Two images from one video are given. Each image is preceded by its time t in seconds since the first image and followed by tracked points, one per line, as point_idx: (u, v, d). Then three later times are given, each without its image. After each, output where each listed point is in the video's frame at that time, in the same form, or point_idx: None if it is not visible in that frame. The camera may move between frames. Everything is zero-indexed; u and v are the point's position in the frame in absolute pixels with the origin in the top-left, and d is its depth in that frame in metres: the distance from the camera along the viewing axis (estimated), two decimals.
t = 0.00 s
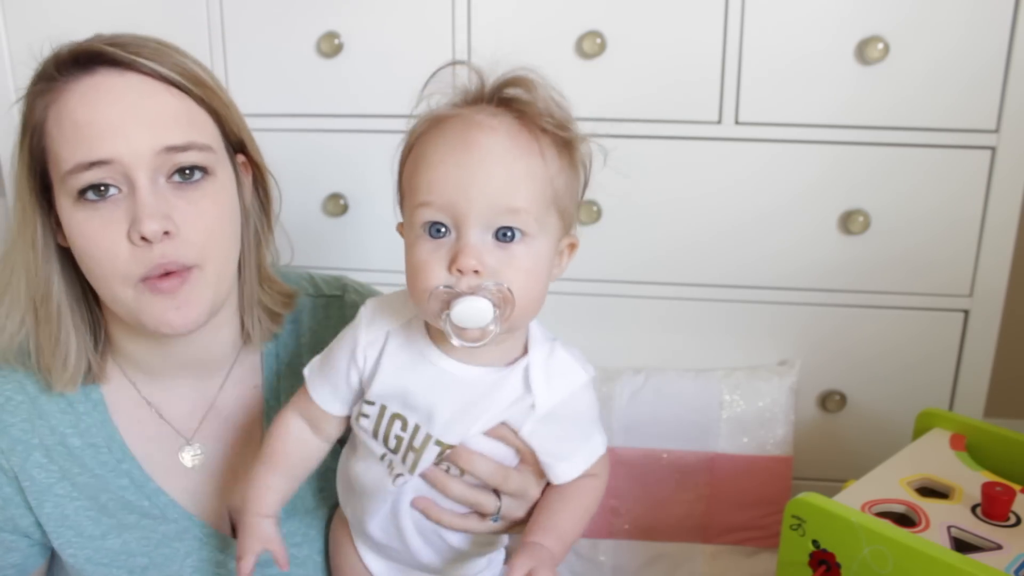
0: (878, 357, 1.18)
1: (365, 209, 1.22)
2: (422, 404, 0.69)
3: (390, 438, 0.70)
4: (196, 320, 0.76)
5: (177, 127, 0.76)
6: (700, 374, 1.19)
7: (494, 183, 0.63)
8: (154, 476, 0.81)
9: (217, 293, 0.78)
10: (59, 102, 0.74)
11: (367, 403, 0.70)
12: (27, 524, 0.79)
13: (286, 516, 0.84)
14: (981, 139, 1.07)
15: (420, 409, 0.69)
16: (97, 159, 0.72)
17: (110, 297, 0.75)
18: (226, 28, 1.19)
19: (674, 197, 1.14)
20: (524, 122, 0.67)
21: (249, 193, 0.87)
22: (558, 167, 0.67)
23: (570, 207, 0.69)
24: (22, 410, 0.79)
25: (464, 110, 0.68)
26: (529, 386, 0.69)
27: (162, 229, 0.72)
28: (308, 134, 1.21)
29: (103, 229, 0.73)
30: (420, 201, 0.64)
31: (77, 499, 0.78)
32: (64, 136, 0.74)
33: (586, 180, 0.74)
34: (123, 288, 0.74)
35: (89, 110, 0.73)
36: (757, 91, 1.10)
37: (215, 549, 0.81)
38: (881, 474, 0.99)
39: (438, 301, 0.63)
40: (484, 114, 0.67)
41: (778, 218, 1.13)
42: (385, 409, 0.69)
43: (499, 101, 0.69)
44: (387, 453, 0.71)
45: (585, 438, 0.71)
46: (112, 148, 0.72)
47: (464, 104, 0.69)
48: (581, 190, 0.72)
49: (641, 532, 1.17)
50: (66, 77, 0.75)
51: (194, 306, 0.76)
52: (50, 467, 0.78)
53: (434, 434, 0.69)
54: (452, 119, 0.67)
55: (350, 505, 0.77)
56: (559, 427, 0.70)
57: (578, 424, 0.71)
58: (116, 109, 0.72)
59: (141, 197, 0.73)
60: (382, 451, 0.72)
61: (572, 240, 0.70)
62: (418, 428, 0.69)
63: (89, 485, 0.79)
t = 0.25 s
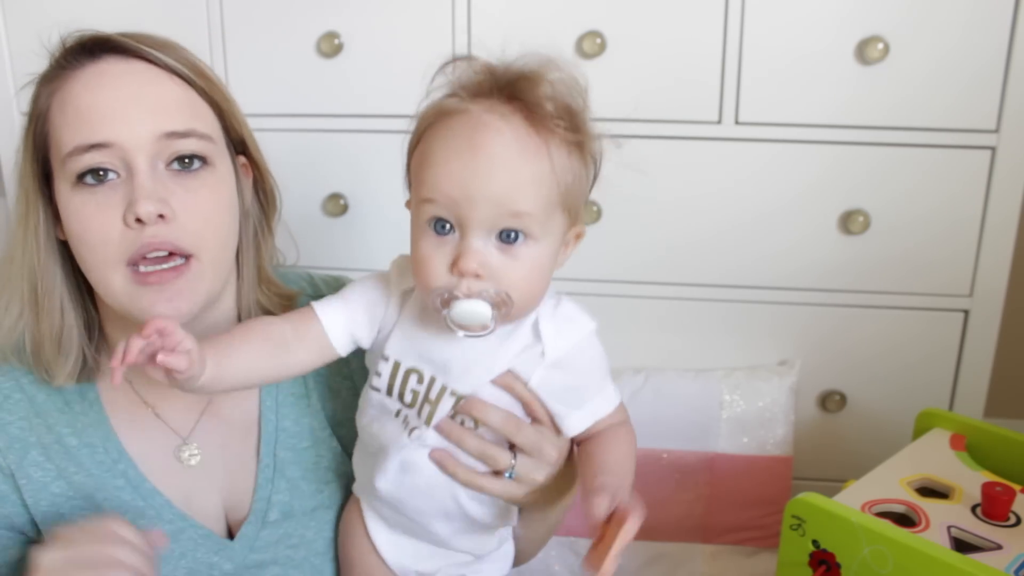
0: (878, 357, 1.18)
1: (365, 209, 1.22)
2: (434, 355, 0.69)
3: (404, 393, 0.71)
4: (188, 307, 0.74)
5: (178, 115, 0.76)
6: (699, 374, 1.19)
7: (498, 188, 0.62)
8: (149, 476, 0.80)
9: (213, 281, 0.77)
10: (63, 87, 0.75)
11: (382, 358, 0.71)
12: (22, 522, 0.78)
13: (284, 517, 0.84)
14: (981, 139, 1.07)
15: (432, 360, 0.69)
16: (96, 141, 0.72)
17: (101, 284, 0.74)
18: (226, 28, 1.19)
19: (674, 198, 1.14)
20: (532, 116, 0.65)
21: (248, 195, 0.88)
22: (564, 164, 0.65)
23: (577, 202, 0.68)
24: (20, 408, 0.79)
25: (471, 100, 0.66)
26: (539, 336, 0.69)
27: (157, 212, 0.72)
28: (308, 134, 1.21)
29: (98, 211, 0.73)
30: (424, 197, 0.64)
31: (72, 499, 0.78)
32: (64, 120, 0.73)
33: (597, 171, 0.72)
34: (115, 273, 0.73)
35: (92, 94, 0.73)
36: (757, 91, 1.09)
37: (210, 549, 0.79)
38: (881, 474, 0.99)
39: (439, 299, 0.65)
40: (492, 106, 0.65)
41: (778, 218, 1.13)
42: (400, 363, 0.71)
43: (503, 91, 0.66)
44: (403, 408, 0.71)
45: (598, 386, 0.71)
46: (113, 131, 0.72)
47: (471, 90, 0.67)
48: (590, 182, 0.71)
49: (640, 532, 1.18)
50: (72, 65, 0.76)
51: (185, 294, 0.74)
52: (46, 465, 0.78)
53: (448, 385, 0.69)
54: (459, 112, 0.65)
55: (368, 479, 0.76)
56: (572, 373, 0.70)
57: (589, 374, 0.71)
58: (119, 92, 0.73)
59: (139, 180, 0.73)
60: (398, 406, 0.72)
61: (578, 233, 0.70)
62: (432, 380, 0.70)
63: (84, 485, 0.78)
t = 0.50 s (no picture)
0: (878, 357, 1.18)
1: (365, 209, 1.22)
2: (440, 422, 0.68)
3: (409, 456, 0.70)
4: (206, 329, 0.76)
5: (199, 137, 0.74)
6: (699, 374, 1.19)
7: (499, 199, 0.63)
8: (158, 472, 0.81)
9: (228, 302, 0.77)
10: (82, 101, 0.73)
11: (386, 423, 0.70)
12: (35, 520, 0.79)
13: (292, 512, 0.84)
14: (981, 139, 1.08)
15: (437, 427, 0.68)
16: (116, 166, 0.72)
17: (121, 301, 0.75)
18: (226, 28, 1.19)
19: (674, 198, 1.14)
20: (527, 138, 0.66)
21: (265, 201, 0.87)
22: (563, 182, 0.66)
23: (574, 222, 0.68)
24: (31, 406, 0.79)
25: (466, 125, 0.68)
26: (547, 400, 0.69)
27: (177, 241, 0.72)
28: (308, 134, 1.21)
29: (119, 234, 0.73)
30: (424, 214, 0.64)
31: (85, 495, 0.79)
32: (85, 137, 0.73)
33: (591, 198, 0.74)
34: (135, 297, 0.73)
35: (113, 114, 0.71)
36: (757, 91, 1.10)
37: (220, 545, 0.80)
38: (881, 474, 0.99)
39: (442, 319, 0.63)
40: (487, 129, 0.66)
41: (778, 218, 1.13)
42: (403, 430, 0.69)
43: (501, 117, 0.68)
44: (408, 468, 0.71)
45: (608, 440, 0.71)
46: (134, 157, 0.71)
47: (465, 116, 0.69)
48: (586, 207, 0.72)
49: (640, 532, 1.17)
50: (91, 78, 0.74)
51: (204, 316, 0.75)
52: (58, 463, 0.78)
53: (454, 453, 0.68)
54: (456, 136, 0.66)
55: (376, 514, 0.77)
56: (580, 434, 0.70)
57: (597, 427, 0.71)
58: (139, 117, 0.71)
59: (159, 207, 0.72)
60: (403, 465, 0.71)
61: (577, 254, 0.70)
62: (437, 447, 0.69)
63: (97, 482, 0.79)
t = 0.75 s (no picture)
0: (878, 357, 1.18)
1: (365, 209, 1.22)
2: (445, 374, 0.70)
3: (413, 409, 0.72)
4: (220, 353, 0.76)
5: (209, 171, 0.72)
6: (699, 374, 1.19)
7: (511, 204, 0.63)
8: (158, 474, 0.81)
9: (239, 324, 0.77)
10: (87, 130, 0.70)
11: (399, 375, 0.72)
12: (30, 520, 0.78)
13: (293, 518, 0.84)
14: (981, 139, 1.07)
15: (443, 377, 0.70)
16: (124, 204, 0.69)
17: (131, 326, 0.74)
18: (226, 29, 1.19)
19: (674, 198, 1.14)
20: (539, 137, 0.65)
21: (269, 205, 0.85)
22: (573, 179, 0.66)
23: (587, 217, 0.68)
24: (29, 408, 0.78)
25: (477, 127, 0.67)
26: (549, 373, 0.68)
27: (190, 279, 0.71)
28: (308, 135, 1.21)
29: (129, 267, 0.72)
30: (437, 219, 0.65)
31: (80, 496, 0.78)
32: (91, 169, 0.70)
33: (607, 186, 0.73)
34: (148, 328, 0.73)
35: (119, 152, 0.69)
36: (757, 91, 1.09)
37: (218, 548, 0.80)
38: (881, 473, 0.99)
39: (457, 317, 0.65)
40: (499, 132, 0.66)
41: (778, 218, 1.13)
42: (414, 384, 0.71)
43: (510, 111, 0.67)
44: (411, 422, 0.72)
45: (604, 433, 0.69)
46: (143, 195, 0.69)
47: (477, 116, 0.68)
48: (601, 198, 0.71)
49: (640, 532, 1.17)
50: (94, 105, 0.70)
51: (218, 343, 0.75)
52: (55, 464, 0.78)
53: (452, 406, 0.69)
54: (468, 138, 0.66)
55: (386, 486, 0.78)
56: (578, 418, 0.68)
57: (595, 416, 0.69)
58: (146, 157, 0.69)
59: (170, 245, 0.71)
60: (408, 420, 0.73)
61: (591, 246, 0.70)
62: (439, 400, 0.70)
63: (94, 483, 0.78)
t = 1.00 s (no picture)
0: (877, 357, 1.18)
1: (366, 209, 1.22)
2: (459, 385, 0.71)
3: (427, 414, 0.73)
4: (218, 343, 0.76)
5: (214, 161, 0.73)
6: (700, 374, 1.19)
7: (511, 216, 0.64)
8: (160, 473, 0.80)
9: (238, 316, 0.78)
10: (91, 119, 0.71)
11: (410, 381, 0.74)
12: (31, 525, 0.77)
13: (299, 517, 0.84)
14: (981, 139, 1.08)
15: (457, 389, 0.72)
16: (128, 191, 0.70)
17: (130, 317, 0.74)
18: (227, 28, 1.19)
19: (674, 198, 1.14)
20: (535, 145, 0.65)
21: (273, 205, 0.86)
22: (574, 186, 0.65)
23: (594, 220, 0.68)
24: (30, 408, 0.77)
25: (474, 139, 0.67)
26: (563, 377, 0.70)
27: (192, 267, 0.72)
28: (309, 134, 1.21)
29: (130, 255, 0.72)
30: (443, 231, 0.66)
31: (83, 498, 0.77)
32: (94, 158, 0.70)
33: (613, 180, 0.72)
34: (145, 314, 0.73)
35: (123, 140, 0.69)
36: (757, 91, 1.10)
37: (224, 546, 0.80)
38: (881, 473, 0.99)
39: (468, 323, 0.67)
40: (495, 143, 0.66)
41: (778, 218, 1.13)
42: (426, 389, 0.73)
43: (506, 123, 0.66)
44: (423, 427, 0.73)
45: (624, 430, 0.70)
46: (146, 183, 0.70)
47: (474, 129, 0.67)
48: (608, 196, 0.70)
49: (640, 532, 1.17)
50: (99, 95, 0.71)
51: (217, 332, 0.76)
52: (58, 465, 0.77)
53: (465, 413, 0.71)
54: (467, 150, 0.66)
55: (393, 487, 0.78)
56: (595, 421, 0.70)
57: (612, 417, 0.70)
58: (151, 145, 0.69)
59: (172, 233, 0.71)
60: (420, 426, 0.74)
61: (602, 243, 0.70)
62: (451, 409, 0.72)
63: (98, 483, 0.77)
